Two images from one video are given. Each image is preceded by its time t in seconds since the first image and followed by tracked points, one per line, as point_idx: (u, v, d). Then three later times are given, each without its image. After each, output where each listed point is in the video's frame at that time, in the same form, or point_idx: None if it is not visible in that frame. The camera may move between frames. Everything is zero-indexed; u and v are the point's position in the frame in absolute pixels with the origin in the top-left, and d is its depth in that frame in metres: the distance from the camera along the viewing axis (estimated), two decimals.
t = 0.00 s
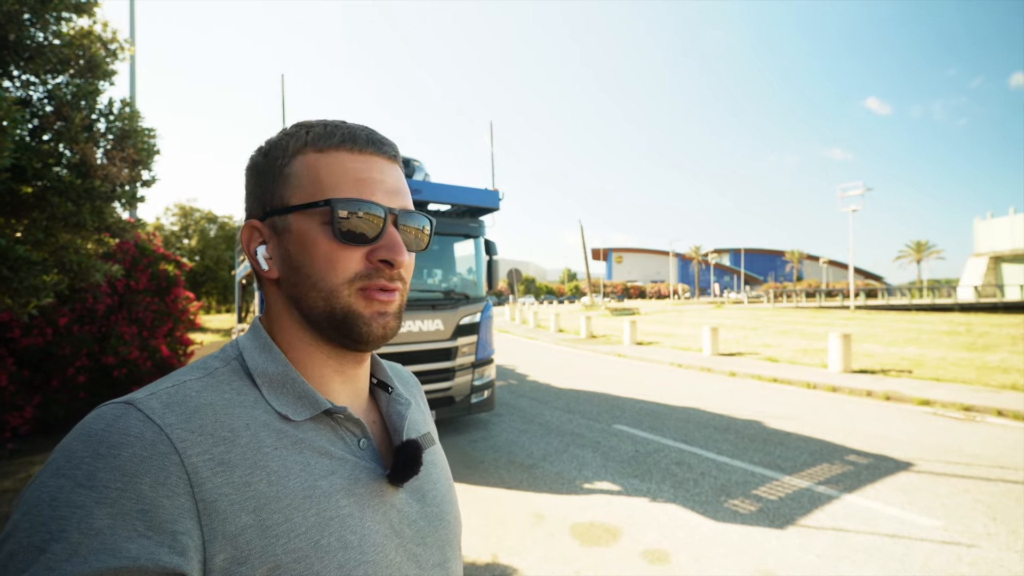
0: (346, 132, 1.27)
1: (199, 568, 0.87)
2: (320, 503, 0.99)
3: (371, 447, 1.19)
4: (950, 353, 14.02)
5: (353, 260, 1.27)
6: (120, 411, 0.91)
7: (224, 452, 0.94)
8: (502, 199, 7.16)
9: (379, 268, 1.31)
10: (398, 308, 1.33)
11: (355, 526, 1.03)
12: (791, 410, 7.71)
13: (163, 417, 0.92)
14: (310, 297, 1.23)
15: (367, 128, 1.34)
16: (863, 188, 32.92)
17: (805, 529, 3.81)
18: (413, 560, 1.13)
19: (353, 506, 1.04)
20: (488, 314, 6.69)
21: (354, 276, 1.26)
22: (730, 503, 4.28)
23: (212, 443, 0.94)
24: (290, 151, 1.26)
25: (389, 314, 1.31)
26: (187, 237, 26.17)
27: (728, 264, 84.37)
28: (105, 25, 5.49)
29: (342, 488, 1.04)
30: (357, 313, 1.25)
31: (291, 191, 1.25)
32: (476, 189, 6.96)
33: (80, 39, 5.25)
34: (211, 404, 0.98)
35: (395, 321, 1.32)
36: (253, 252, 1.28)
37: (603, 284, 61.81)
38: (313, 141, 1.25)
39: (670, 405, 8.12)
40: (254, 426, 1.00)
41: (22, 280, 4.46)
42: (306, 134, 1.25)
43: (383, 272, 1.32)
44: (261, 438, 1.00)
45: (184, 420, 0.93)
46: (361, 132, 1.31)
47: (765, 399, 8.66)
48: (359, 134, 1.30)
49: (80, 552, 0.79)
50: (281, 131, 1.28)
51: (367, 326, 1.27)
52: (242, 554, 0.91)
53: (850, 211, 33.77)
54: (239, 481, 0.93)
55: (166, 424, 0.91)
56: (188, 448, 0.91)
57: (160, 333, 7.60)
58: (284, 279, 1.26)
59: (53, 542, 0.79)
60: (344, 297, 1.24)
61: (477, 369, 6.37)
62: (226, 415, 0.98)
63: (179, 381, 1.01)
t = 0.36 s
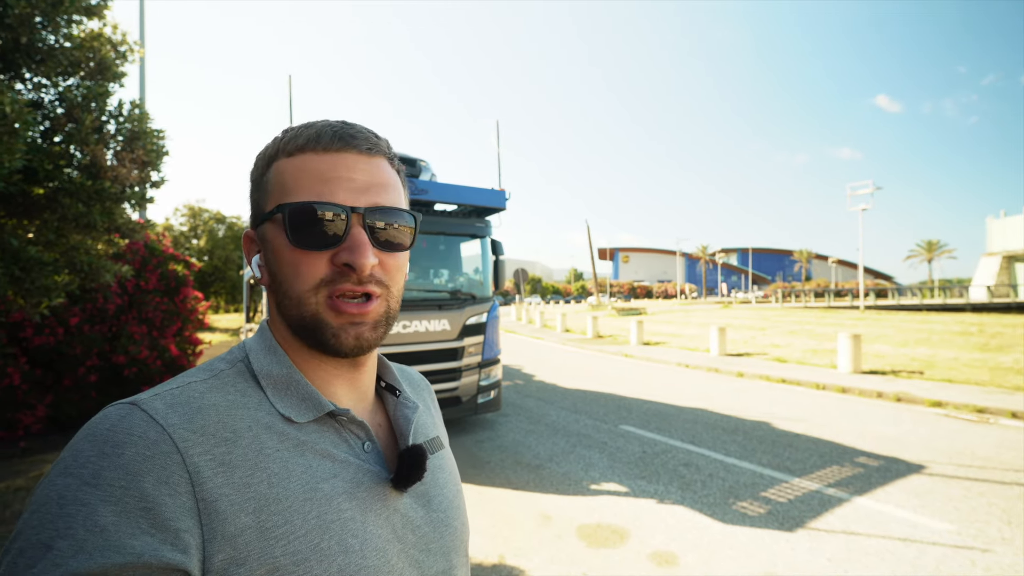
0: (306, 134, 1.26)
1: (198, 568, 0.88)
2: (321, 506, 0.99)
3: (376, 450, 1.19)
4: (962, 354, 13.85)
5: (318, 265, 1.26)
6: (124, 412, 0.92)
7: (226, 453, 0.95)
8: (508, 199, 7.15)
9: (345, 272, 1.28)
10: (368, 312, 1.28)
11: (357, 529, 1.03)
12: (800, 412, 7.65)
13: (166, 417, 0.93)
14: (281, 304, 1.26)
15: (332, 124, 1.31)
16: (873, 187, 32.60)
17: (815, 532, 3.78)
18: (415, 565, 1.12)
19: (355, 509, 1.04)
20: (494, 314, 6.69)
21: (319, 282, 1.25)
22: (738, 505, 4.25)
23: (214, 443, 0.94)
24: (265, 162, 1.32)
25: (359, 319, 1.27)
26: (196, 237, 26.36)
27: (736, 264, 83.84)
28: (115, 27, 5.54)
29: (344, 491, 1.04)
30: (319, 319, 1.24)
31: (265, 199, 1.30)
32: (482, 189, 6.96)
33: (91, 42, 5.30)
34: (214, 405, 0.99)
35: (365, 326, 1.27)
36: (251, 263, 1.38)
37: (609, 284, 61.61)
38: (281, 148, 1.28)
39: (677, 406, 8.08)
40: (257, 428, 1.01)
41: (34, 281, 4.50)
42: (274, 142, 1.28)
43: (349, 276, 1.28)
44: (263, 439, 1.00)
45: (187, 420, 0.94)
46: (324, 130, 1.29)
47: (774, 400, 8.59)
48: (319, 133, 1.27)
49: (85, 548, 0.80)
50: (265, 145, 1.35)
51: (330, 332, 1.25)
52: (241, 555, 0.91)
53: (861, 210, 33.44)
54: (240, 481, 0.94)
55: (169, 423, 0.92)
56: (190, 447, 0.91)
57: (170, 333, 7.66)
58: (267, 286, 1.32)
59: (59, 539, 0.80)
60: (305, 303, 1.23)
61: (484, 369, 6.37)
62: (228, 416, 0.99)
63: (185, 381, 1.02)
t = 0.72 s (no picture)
0: (339, 135, 1.27)
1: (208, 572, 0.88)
2: (330, 510, 0.99)
3: (384, 454, 1.19)
4: (972, 355, 13.71)
5: (349, 266, 1.26)
6: (135, 416, 0.93)
7: (235, 457, 0.95)
8: (514, 199, 7.15)
9: (376, 273, 1.29)
10: (398, 313, 1.31)
11: (366, 533, 1.03)
12: (807, 413, 7.60)
13: (176, 421, 0.93)
14: (308, 304, 1.24)
15: (362, 129, 1.33)
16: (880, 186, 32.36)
17: (824, 534, 3.75)
18: (423, 569, 1.12)
19: (364, 513, 1.04)
20: (500, 314, 6.68)
21: (351, 282, 1.26)
22: (745, 507, 4.23)
23: (223, 447, 0.94)
24: (289, 161, 1.30)
25: (389, 320, 1.29)
26: (203, 238, 26.49)
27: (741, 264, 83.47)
28: (124, 29, 5.57)
29: (353, 495, 1.04)
30: (353, 319, 1.24)
31: (290, 199, 1.28)
32: (488, 189, 6.96)
33: (100, 44, 5.34)
34: (224, 408, 0.99)
35: (396, 327, 1.30)
36: (264, 262, 1.34)
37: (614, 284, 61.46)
38: (308, 148, 1.27)
39: (683, 407, 8.05)
40: (266, 431, 1.01)
41: (44, 281, 4.53)
42: (302, 141, 1.27)
43: (381, 276, 1.30)
44: (272, 443, 1.00)
45: (196, 425, 0.94)
46: (355, 135, 1.30)
47: (780, 401, 8.54)
48: (351, 136, 1.29)
49: (95, 553, 0.81)
50: (285, 143, 1.33)
51: (362, 332, 1.26)
52: (250, 560, 0.91)
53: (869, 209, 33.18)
54: (249, 485, 0.94)
55: (179, 428, 0.93)
56: (199, 451, 0.92)
57: (177, 333, 7.71)
58: (286, 286, 1.30)
59: (70, 543, 0.81)
60: (337, 303, 1.23)
61: (489, 369, 6.37)
62: (238, 420, 0.99)
63: (195, 385, 1.03)
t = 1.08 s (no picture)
0: (350, 139, 1.27)
1: None
2: (330, 518, 0.99)
3: (385, 459, 1.18)
4: (976, 355, 13.66)
5: (360, 269, 1.27)
6: (134, 423, 0.93)
7: (235, 464, 0.94)
8: (516, 199, 7.14)
9: (387, 276, 1.30)
10: (408, 315, 1.32)
11: (367, 541, 1.02)
12: (810, 413, 7.59)
13: (175, 429, 0.93)
14: (319, 306, 1.24)
15: (371, 133, 1.34)
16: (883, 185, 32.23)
17: (828, 536, 3.74)
18: None
19: (366, 520, 1.03)
20: (502, 314, 6.68)
21: (362, 286, 1.26)
22: (748, 508, 4.22)
23: (222, 454, 0.94)
24: (296, 163, 1.29)
25: (399, 323, 1.30)
26: (205, 239, 26.48)
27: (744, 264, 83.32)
28: (127, 30, 5.58)
29: (354, 501, 1.03)
30: (365, 322, 1.25)
31: (298, 200, 1.27)
32: (490, 189, 6.96)
33: (103, 45, 5.35)
34: (223, 415, 0.98)
35: (406, 330, 1.30)
36: (267, 263, 1.31)
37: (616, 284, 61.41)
38: (318, 149, 1.26)
39: (686, 407, 8.04)
40: (266, 437, 1.00)
41: (47, 282, 4.55)
42: (311, 142, 1.26)
43: (392, 279, 1.31)
44: (271, 450, 0.99)
45: (195, 432, 0.93)
46: (365, 139, 1.31)
47: (783, 402, 8.52)
48: (362, 140, 1.29)
49: (92, 563, 0.81)
50: (290, 143, 1.31)
51: (374, 335, 1.26)
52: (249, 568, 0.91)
53: (872, 208, 33.06)
54: (249, 493, 0.94)
55: (178, 435, 0.92)
56: (198, 459, 0.91)
57: (180, 333, 7.73)
58: (293, 288, 1.28)
59: (67, 553, 0.81)
60: (350, 306, 1.24)
61: (492, 370, 6.36)
62: (238, 426, 0.98)
63: (194, 391, 1.02)
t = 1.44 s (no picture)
0: (365, 144, 1.29)
1: None
2: (341, 525, 0.99)
3: (394, 465, 1.18)
4: (979, 356, 13.64)
5: (375, 273, 1.26)
6: (146, 429, 0.92)
7: (246, 471, 0.94)
8: (518, 199, 7.13)
9: (402, 281, 1.30)
10: (422, 320, 1.32)
11: (377, 548, 1.03)
12: (813, 415, 7.58)
13: (187, 435, 0.92)
14: (334, 311, 1.23)
15: (385, 139, 1.35)
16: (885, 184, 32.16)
17: (832, 538, 3.74)
18: None
19: (375, 527, 1.04)
20: (504, 315, 6.68)
21: (377, 290, 1.26)
22: (751, 510, 4.21)
23: (234, 461, 0.94)
24: (310, 166, 1.29)
25: (413, 328, 1.30)
26: (207, 240, 26.48)
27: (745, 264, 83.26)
28: (130, 31, 5.59)
29: (364, 508, 1.04)
30: (381, 326, 1.25)
31: (312, 204, 1.27)
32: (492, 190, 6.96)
33: (106, 46, 5.36)
34: (234, 421, 0.98)
35: (420, 335, 1.30)
36: (278, 267, 1.30)
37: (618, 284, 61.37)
38: (333, 154, 1.27)
39: (688, 408, 8.04)
40: (277, 443, 1.00)
41: (50, 283, 4.55)
42: (325, 147, 1.27)
43: (406, 284, 1.31)
44: (282, 456, 0.99)
45: (207, 438, 0.93)
46: (378, 144, 1.32)
47: (785, 402, 8.51)
48: (376, 145, 1.30)
49: (105, 570, 0.80)
50: (303, 147, 1.31)
51: (388, 340, 1.26)
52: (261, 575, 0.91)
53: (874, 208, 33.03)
54: (260, 500, 0.94)
55: (190, 441, 0.92)
56: (211, 466, 0.91)
57: (182, 333, 7.73)
58: (307, 292, 1.28)
59: (80, 559, 0.81)
60: (365, 310, 1.23)
61: (494, 370, 6.36)
62: (250, 432, 0.98)
63: (205, 396, 1.02)
